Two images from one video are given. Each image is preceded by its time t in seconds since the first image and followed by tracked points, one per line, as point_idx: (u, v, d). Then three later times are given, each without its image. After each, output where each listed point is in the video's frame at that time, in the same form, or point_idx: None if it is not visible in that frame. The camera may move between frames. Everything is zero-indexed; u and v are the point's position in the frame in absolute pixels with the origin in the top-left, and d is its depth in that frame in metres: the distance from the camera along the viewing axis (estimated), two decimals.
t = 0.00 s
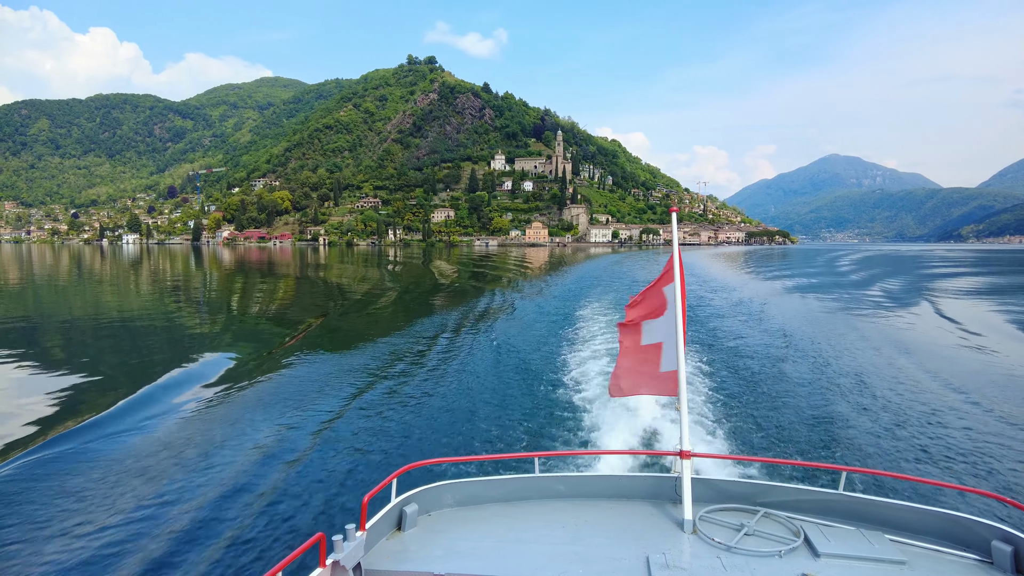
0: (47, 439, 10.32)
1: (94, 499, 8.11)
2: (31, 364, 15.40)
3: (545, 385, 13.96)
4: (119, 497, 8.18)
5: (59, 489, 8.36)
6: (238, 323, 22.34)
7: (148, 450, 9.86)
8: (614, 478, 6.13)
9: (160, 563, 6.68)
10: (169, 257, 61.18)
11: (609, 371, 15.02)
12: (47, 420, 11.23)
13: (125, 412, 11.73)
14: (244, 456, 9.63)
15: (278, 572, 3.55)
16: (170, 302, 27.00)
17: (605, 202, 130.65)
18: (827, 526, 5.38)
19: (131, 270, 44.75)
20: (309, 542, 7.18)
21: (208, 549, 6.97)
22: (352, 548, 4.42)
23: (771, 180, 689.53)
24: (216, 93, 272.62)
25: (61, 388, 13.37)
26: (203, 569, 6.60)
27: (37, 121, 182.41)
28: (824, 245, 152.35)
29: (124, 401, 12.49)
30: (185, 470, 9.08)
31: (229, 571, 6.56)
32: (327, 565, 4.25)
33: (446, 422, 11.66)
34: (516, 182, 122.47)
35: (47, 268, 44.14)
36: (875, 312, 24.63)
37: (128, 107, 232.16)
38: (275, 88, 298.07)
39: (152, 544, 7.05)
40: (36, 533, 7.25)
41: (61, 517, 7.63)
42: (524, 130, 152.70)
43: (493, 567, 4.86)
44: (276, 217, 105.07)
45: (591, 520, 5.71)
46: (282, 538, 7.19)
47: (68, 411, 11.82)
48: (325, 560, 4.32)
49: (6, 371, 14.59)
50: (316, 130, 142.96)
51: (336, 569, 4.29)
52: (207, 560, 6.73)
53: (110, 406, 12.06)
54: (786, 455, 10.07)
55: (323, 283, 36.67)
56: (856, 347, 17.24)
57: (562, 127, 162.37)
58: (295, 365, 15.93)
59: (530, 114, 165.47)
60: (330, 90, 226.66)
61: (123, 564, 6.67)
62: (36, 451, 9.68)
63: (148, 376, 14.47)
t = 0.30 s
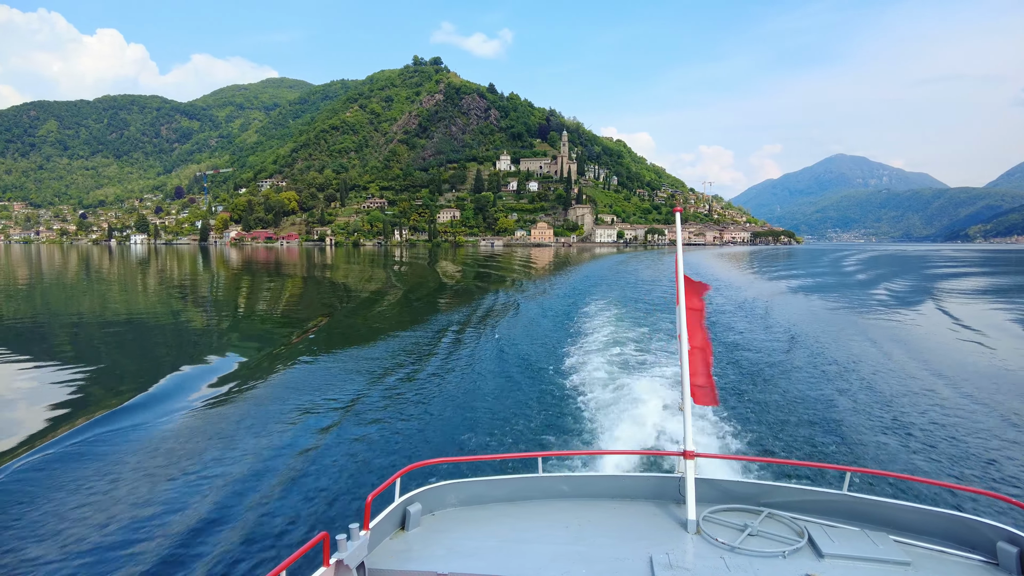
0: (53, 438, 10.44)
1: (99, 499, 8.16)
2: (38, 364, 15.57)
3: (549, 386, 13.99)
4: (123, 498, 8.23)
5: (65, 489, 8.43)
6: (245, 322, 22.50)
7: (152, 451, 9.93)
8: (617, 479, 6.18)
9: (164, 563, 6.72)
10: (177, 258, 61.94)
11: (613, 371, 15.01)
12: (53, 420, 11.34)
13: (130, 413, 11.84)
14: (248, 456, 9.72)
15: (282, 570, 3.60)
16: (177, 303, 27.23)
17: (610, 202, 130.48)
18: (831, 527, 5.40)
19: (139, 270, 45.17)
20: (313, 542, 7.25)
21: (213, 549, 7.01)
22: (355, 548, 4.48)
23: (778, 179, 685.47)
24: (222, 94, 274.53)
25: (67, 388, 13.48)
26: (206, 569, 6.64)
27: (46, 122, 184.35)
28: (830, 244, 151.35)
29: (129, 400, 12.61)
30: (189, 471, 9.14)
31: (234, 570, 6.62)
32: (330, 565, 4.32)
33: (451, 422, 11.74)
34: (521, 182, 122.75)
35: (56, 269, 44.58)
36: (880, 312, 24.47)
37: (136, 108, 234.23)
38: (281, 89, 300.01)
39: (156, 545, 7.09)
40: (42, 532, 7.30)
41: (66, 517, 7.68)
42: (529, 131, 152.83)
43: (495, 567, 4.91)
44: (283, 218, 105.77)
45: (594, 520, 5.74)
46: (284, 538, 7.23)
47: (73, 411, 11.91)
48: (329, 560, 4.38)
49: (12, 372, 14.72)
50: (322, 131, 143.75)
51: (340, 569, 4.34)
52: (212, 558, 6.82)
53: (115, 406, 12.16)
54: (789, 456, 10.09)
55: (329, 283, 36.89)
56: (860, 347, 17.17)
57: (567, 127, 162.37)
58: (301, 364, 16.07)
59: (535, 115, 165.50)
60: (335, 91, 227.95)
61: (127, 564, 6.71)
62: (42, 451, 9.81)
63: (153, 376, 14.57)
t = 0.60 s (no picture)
0: (61, 437, 10.60)
1: (103, 498, 8.22)
2: (46, 364, 15.75)
3: (553, 386, 14.01)
4: (128, 497, 8.29)
5: (72, 487, 8.52)
6: (252, 323, 22.66)
7: (157, 449, 10.02)
8: (621, 479, 6.22)
9: (167, 562, 6.77)
10: (184, 258, 62.67)
11: (617, 371, 15.02)
12: (61, 419, 11.49)
13: (136, 411, 11.99)
14: (255, 454, 9.84)
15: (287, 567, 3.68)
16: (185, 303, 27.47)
17: (616, 203, 129.97)
18: (836, 527, 5.41)
19: (147, 271, 45.55)
20: (319, 540, 7.34)
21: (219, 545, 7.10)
22: (359, 547, 4.56)
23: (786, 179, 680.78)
24: (229, 95, 276.58)
25: (73, 387, 13.61)
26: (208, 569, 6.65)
27: (54, 124, 186.32)
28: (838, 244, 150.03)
29: (134, 400, 12.78)
30: (193, 469, 9.23)
31: (240, 566, 6.70)
32: (334, 564, 4.39)
33: (455, 422, 11.81)
34: (527, 183, 122.75)
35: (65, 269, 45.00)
36: (886, 312, 24.29)
37: (143, 109, 236.22)
38: (288, 90, 301.83)
39: (160, 543, 7.14)
40: (45, 530, 7.34)
41: (71, 515, 7.75)
42: (535, 131, 152.77)
43: (498, 567, 4.98)
44: (290, 218, 106.36)
45: (597, 520, 5.80)
46: (289, 537, 7.29)
47: (79, 411, 12.02)
48: (333, 559, 4.45)
49: (19, 371, 14.86)
50: (329, 131, 144.43)
51: (344, 568, 4.42)
52: (218, 554, 6.93)
53: (121, 405, 12.33)
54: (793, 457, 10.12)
55: (336, 283, 37.03)
56: (867, 347, 17.07)
57: (572, 127, 162.13)
58: (306, 364, 16.19)
59: (540, 115, 165.30)
60: (341, 92, 228.98)
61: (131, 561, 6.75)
62: (50, 448, 9.97)
63: (159, 376, 14.74)
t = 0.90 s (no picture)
0: (69, 435, 10.74)
1: (110, 497, 8.27)
2: (54, 363, 15.91)
3: (558, 386, 14.05)
4: (134, 495, 8.35)
5: (80, 485, 8.62)
6: (258, 323, 22.71)
7: (162, 448, 10.10)
8: (625, 478, 6.27)
9: (175, 560, 6.83)
10: (193, 258, 62.70)
11: (622, 371, 15.03)
12: (68, 417, 11.64)
13: (141, 410, 12.12)
14: (260, 453, 9.93)
15: (292, 567, 3.72)
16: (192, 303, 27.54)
17: (621, 202, 129.60)
18: (842, 528, 5.44)
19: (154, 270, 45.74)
20: (324, 537, 7.43)
21: (226, 544, 7.16)
22: (364, 546, 4.58)
23: (794, 178, 676.16)
24: (236, 95, 278.79)
25: (80, 386, 13.72)
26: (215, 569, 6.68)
27: (63, 124, 188.18)
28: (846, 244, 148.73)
29: (140, 398, 12.93)
30: (198, 469, 9.29)
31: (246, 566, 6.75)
32: (338, 563, 4.42)
33: (461, 421, 11.92)
34: (533, 182, 122.75)
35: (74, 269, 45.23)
36: (893, 312, 24.03)
37: (151, 110, 238.03)
38: (294, 90, 303.71)
39: (166, 542, 7.18)
40: (53, 529, 7.42)
41: (79, 514, 7.82)
42: (541, 131, 152.72)
43: (502, 566, 5.03)
44: (298, 218, 107.17)
45: (601, 519, 5.85)
46: (293, 536, 7.34)
47: (85, 409, 12.14)
48: (338, 557, 4.49)
49: (25, 371, 14.99)
50: (336, 131, 145.13)
51: (348, 566, 4.46)
52: (225, 552, 6.99)
53: (126, 404, 12.49)
54: (799, 457, 10.13)
55: (343, 284, 36.97)
56: (873, 347, 16.95)
57: (578, 127, 161.95)
58: (312, 364, 16.34)
59: (546, 115, 165.22)
60: (348, 92, 229.89)
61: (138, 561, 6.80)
62: (59, 445, 10.13)
63: (164, 375, 14.88)
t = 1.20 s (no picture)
0: (77, 433, 10.91)
1: (117, 496, 8.34)
2: (63, 362, 16.06)
3: (563, 386, 14.07)
4: (141, 495, 8.43)
5: (88, 484, 8.71)
6: (267, 322, 22.73)
7: (170, 446, 10.22)
8: (631, 479, 6.31)
9: (180, 560, 6.86)
10: (202, 258, 61.73)
11: (628, 372, 15.00)
12: (77, 415, 11.83)
13: (149, 408, 12.32)
14: (265, 452, 10.06)
15: (298, 564, 3.80)
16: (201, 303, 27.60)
17: (628, 202, 129.08)
18: (850, 529, 5.41)
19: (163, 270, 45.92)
20: (330, 536, 7.51)
21: (230, 543, 7.21)
22: (369, 545, 4.66)
23: (803, 178, 670.75)
24: (245, 96, 281.12)
25: (88, 385, 13.89)
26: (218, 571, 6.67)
27: (74, 124, 190.31)
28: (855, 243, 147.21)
29: (148, 396, 13.14)
30: (205, 467, 9.38)
31: (252, 565, 6.81)
32: (344, 561, 4.50)
33: (466, 420, 12.00)
34: (540, 182, 122.63)
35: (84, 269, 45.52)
36: (902, 312, 23.78)
37: (160, 110, 240.12)
38: (302, 90, 305.95)
39: (174, 542, 7.24)
40: (60, 527, 7.48)
41: (86, 512, 7.87)
42: (548, 130, 152.55)
43: (507, 565, 5.09)
44: (306, 217, 107.91)
45: (607, 520, 5.90)
46: (299, 535, 7.41)
47: (92, 408, 12.30)
48: (343, 557, 4.56)
49: (35, 370, 15.19)
50: (344, 131, 145.87)
51: (353, 566, 4.53)
52: (232, 550, 7.07)
53: (134, 402, 12.67)
54: (807, 458, 10.08)
55: (350, 283, 36.94)
56: (880, 348, 16.83)
57: (585, 127, 161.62)
58: (318, 363, 16.50)
59: (553, 114, 165.14)
60: (355, 92, 230.85)
61: (147, 559, 6.86)
62: (70, 443, 10.27)
63: (171, 374, 15.05)
